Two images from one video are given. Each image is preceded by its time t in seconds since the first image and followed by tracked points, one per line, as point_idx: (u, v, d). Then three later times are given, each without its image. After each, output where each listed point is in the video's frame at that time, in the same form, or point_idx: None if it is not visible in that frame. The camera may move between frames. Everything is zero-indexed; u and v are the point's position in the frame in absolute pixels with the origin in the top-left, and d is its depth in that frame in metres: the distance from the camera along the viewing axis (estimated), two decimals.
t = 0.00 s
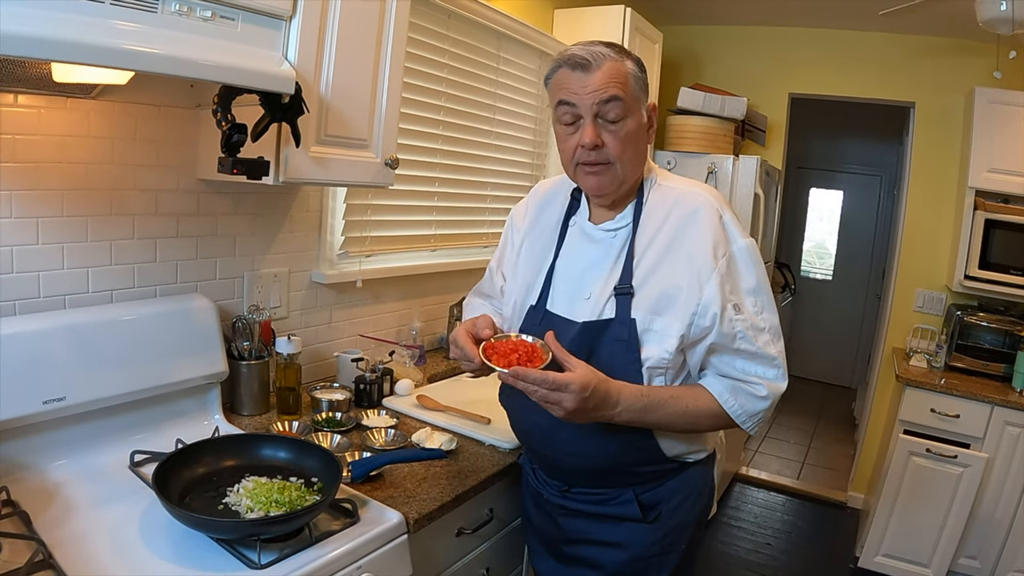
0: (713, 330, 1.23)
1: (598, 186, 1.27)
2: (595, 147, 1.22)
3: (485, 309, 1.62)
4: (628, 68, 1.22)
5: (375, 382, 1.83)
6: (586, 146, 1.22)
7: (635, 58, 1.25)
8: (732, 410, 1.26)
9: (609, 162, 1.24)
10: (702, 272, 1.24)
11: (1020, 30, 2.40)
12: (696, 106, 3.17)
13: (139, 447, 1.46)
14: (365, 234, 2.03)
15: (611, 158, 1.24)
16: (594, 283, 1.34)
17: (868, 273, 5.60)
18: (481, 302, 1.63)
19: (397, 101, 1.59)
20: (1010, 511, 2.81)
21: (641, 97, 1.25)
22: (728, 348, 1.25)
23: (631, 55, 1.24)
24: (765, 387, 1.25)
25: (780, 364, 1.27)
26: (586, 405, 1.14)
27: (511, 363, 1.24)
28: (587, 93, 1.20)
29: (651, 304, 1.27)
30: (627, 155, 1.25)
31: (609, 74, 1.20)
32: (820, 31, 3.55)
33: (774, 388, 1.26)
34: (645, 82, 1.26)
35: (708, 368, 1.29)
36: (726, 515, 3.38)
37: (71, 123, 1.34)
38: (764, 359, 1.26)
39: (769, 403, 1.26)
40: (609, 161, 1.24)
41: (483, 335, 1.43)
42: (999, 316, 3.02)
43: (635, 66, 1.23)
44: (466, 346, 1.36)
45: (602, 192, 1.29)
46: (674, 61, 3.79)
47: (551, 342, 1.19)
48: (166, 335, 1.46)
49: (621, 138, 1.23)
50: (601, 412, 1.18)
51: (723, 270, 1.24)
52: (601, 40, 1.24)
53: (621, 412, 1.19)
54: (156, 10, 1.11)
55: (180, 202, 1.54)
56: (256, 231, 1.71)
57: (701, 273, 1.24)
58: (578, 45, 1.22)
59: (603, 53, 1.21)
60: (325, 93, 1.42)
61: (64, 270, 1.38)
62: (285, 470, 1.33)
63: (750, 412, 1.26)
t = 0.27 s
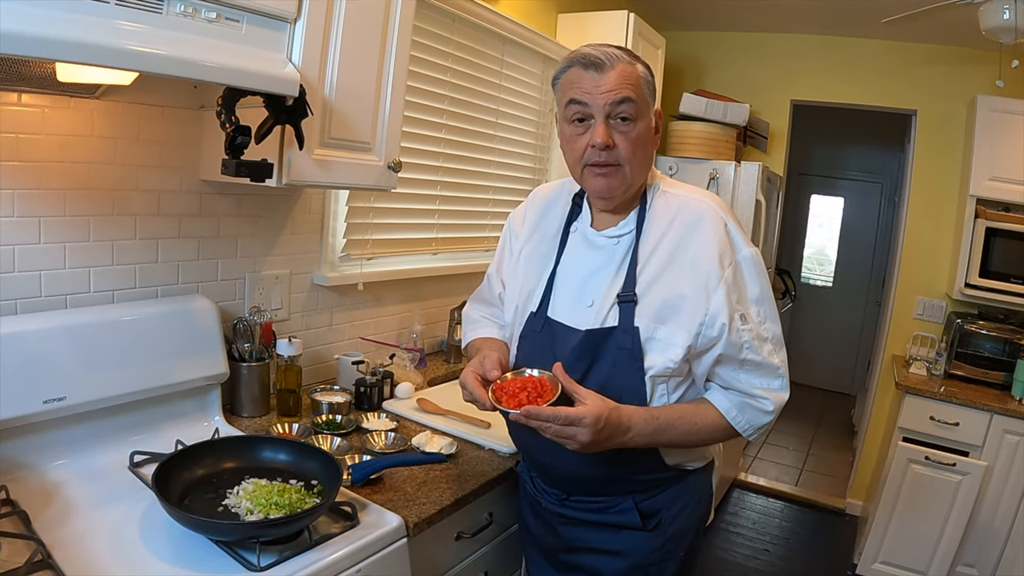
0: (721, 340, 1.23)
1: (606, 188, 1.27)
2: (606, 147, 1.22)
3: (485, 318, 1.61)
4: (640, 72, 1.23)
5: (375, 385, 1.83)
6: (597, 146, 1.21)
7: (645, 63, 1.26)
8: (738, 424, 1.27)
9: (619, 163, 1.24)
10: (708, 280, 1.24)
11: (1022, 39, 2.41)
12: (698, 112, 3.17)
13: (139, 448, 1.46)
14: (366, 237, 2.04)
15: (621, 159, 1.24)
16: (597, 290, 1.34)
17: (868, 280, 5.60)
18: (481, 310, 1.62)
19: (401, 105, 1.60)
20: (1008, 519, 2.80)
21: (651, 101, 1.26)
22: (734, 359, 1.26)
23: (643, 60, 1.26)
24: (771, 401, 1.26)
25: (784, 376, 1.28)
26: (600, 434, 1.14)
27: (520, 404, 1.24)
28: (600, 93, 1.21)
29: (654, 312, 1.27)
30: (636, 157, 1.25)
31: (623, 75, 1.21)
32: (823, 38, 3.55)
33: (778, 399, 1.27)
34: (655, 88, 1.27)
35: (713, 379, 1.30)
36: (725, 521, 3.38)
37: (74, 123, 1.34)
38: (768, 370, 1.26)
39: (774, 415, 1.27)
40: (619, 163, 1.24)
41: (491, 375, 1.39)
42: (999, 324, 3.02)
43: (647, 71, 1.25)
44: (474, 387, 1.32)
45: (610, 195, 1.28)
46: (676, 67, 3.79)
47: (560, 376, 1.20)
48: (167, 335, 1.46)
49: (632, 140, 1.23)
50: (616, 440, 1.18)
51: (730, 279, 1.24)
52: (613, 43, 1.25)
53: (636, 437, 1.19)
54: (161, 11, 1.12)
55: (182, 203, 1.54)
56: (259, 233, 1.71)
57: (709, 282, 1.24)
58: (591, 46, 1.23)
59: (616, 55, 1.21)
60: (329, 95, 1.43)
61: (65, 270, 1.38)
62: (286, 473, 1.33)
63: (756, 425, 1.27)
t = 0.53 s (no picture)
0: (716, 343, 1.23)
1: (604, 189, 1.27)
2: (603, 148, 1.22)
3: (482, 317, 1.61)
4: (639, 72, 1.23)
5: (375, 385, 1.83)
6: (594, 146, 1.21)
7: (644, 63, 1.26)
8: (732, 429, 1.27)
9: (616, 164, 1.24)
10: (704, 283, 1.24)
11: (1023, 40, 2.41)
12: (699, 113, 3.17)
13: (138, 447, 1.46)
14: (367, 237, 2.04)
15: (618, 160, 1.24)
16: (593, 291, 1.34)
17: (868, 281, 5.60)
18: (479, 309, 1.62)
19: (402, 105, 1.60)
20: (1008, 521, 2.80)
21: (650, 102, 1.25)
22: (728, 363, 1.26)
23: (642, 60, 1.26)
24: (765, 406, 1.26)
25: (779, 380, 1.28)
26: (590, 434, 1.14)
27: (513, 397, 1.22)
28: (598, 93, 1.20)
29: (650, 314, 1.27)
30: (634, 159, 1.25)
31: (621, 75, 1.20)
32: (823, 39, 3.56)
33: (772, 404, 1.27)
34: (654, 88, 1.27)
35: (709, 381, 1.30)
36: (724, 522, 3.38)
37: (76, 122, 1.34)
38: (763, 375, 1.26)
39: (769, 420, 1.27)
40: (616, 163, 1.24)
41: (485, 366, 1.38)
42: (999, 326, 3.02)
43: (646, 71, 1.24)
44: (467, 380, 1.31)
45: (608, 195, 1.28)
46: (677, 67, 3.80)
47: (554, 372, 1.20)
48: (168, 335, 1.46)
49: (629, 141, 1.23)
50: (606, 440, 1.18)
51: (726, 282, 1.24)
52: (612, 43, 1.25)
53: (627, 437, 1.19)
54: (163, 10, 1.12)
55: (183, 203, 1.54)
56: (260, 232, 1.71)
57: (704, 285, 1.24)
58: (590, 46, 1.23)
59: (615, 55, 1.21)
60: (330, 95, 1.43)
61: (66, 269, 1.38)
62: (286, 473, 1.33)
63: (750, 430, 1.27)
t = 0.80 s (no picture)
0: (714, 339, 1.23)
1: (601, 185, 1.27)
2: (599, 145, 1.22)
3: (483, 313, 1.61)
4: (636, 68, 1.22)
5: (377, 384, 1.83)
6: (591, 143, 1.21)
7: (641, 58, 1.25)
8: (732, 424, 1.27)
9: (613, 160, 1.24)
10: (702, 278, 1.24)
11: None
12: (699, 109, 3.17)
13: (141, 447, 1.46)
14: (368, 236, 2.03)
15: (615, 156, 1.23)
16: (591, 288, 1.34)
17: (870, 277, 5.59)
18: (479, 305, 1.62)
19: (402, 104, 1.59)
20: (1011, 516, 2.80)
21: (647, 97, 1.25)
22: (727, 358, 1.25)
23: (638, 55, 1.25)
24: (765, 402, 1.25)
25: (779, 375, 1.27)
26: (586, 429, 1.14)
27: (509, 392, 1.23)
28: (594, 90, 1.20)
29: (649, 309, 1.27)
30: (631, 154, 1.25)
31: (617, 71, 1.20)
32: (823, 35, 3.55)
33: (772, 399, 1.27)
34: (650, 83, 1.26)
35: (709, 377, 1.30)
36: (727, 518, 3.38)
37: (75, 122, 1.34)
38: (763, 370, 1.26)
39: (769, 416, 1.27)
40: (614, 160, 1.24)
41: (482, 361, 1.39)
42: (1001, 321, 3.02)
43: (642, 66, 1.24)
44: (465, 374, 1.32)
45: (606, 192, 1.28)
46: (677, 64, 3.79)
47: (551, 367, 1.20)
48: (169, 335, 1.46)
49: (626, 137, 1.23)
50: (602, 435, 1.18)
51: (724, 277, 1.24)
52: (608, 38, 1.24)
53: (623, 432, 1.19)
54: (162, 10, 1.11)
55: (184, 202, 1.54)
56: (261, 232, 1.71)
57: (702, 280, 1.24)
58: (586, 42, 1.22)
59: (611, 51, 1.21)
60: (330, 94, 1.43)
61: (67, 270, 1.38)
62: (288, 472, 1.33)
63: (750, 426, 1.27)
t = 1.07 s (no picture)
0: (713, 335, 1.23)
1: (599, 184, 1.27)
2: (596, 144, 1.22)
3: (483, 312, 1.61)
4: (631, 65, 1.22)
5: (377, 383, 1.83)
6: (587, 143, 1.22)
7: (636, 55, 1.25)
8: (732, 421, 1.27)
9: (610, 159, 1.24)
10: (701, 274, 1.24)
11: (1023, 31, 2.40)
12: (699, 107, 3.16)
13: (141, 448, 1.46)
14: (367, 235, 2.03)
15: (612, 155, 1.24)
16: (591, 285, 1.34)
17: (870, 274, 5.59)
18: (480, 304, 1.62)
19: (400, 103, 1.59)
20: (1012, 512, 2.80)
21: (643, 94, 1.25)
22: (728, 353, 1.25)
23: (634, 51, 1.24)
24: (765, 397, 1.25)
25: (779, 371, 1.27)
26: (586, 426, 1.14)
27: (508, 390, 1.23)
28: (590, 89, 1.20)
29: (648, 306, 1.27)
30: (629, 152, 1.25)
31: (613, 70, 1.20)
32: (822, 32, 3.54)
33: (773, 395, 1.27)
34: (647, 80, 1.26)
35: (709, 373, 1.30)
36: (728, 516, 3.38)
37: (74, 123, 1.34)
38: (763, 365, 1.26)
39: (769, 412, 1.27)
40: (610, 159, 1.24)
41: (482, 359, 1.39)
42: (1002, 318, 3.02)
43: (638, 63, 1.23)
44: (464, 373, 1.31)
45: (603, 190, 1.29)
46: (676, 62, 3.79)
47: (551, 364, 1.20)
48: (169, 335, 1.46)
49: (623, 136, 1.23)
50: (602, 431, 1.18)
51: (723, 273, 1.24)
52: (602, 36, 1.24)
53: (622, 429, 1.20)
54: (159, 11, 1.12)
55: (183, 202, 1.54)
56: (260, 231, 1.72)
57: (701, 277, 1.24)
58: (580, 40, 1.22)
59: (606, 49, 1.20)
60: (329, 93, 1.43)
61: (67, 270, 1.38)
62: (288, 471, 1.33)
63: (750, 421, 1.27)
